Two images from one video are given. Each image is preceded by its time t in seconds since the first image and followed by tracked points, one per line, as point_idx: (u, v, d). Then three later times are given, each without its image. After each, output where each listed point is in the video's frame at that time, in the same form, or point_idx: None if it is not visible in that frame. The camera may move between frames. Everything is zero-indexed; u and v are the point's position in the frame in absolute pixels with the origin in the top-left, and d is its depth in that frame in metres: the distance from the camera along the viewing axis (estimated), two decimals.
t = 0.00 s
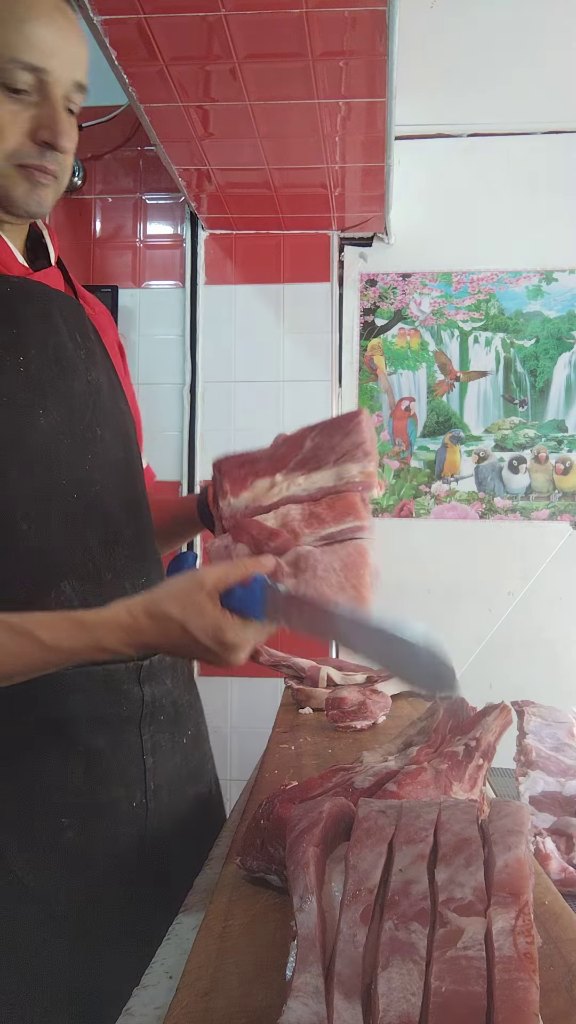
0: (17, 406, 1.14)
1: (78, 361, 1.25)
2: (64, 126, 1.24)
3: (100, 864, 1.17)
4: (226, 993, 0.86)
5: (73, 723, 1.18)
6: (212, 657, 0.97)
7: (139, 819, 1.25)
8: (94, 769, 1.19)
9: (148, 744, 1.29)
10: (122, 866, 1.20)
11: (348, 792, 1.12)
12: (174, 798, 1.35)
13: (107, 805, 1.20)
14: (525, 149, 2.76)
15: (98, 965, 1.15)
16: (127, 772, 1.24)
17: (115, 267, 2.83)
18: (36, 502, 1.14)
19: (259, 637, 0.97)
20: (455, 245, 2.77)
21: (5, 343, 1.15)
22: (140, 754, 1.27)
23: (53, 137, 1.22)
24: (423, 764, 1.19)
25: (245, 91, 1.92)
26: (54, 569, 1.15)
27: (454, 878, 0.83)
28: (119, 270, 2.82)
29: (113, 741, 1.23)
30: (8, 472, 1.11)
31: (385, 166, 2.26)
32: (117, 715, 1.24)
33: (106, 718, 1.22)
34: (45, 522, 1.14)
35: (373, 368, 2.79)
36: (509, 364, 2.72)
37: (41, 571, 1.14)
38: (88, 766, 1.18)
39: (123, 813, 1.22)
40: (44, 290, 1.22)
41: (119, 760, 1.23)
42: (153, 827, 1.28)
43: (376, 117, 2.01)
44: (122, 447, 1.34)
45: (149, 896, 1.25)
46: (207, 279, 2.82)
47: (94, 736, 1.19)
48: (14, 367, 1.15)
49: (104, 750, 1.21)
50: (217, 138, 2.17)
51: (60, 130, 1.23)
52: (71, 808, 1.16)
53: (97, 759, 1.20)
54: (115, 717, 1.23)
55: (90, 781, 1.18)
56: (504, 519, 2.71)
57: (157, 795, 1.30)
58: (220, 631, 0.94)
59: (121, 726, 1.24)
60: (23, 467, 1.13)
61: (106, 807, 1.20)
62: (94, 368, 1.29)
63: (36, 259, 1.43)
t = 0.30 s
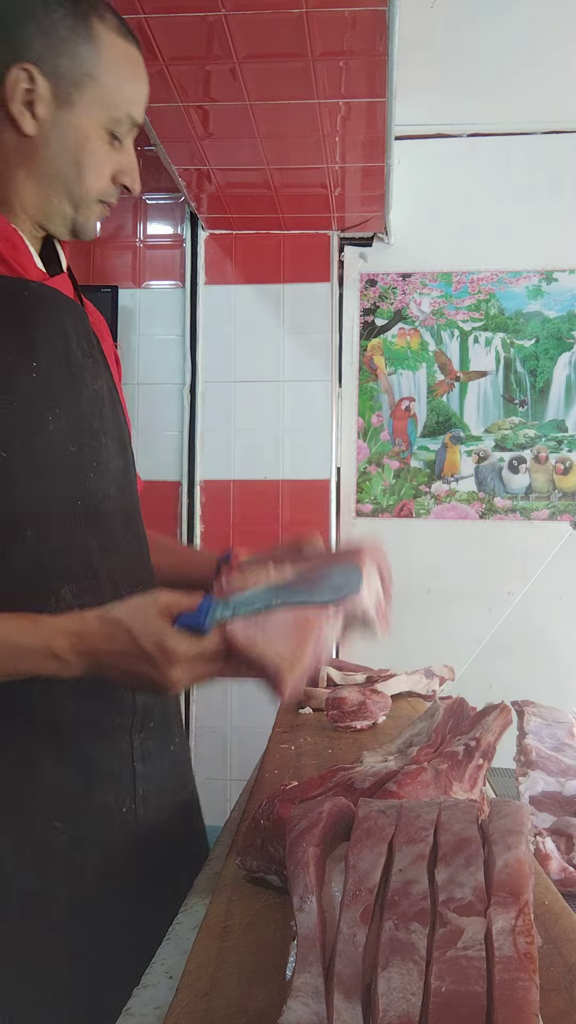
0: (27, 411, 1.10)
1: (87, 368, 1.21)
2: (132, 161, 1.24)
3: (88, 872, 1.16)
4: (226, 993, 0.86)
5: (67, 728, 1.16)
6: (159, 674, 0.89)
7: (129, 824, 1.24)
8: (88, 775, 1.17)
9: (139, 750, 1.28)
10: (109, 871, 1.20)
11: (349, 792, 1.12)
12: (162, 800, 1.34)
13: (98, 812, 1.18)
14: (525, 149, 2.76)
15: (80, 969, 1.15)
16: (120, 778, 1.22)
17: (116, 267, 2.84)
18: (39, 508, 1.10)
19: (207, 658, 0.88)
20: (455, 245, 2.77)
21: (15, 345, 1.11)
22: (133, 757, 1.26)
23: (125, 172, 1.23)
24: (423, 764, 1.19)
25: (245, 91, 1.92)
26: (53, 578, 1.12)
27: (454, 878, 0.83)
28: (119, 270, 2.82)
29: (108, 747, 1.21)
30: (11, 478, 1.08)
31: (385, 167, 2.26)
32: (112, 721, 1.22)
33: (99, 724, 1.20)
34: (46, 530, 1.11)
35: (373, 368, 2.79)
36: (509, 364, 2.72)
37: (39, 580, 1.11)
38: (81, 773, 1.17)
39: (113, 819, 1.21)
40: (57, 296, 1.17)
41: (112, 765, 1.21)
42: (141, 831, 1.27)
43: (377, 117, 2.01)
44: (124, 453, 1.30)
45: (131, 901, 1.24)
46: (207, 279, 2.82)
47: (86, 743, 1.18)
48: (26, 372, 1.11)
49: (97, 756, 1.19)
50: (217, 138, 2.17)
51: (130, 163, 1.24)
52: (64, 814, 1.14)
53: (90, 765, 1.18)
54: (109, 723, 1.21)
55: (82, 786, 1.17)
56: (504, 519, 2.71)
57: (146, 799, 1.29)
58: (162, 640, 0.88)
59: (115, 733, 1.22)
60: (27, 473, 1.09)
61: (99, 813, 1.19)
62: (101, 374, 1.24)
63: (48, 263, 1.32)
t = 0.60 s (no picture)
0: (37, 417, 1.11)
1: (100, 382, 1.21)
2: (161, 183, 1.42)
3: (38, 894, 1.10)
4: (226, 994, 0.86)
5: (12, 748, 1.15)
6: (148, 740, 1.11)
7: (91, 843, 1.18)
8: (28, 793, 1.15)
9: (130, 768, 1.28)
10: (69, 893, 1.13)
11: (349, 792, 1.12)
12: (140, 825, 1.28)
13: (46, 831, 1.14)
14: (524, 149, 2.76)
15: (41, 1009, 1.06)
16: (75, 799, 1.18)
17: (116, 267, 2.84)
18: (37, 511, 1.10)
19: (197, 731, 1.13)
20: (455, 245, 2.77)
21: (29, 351, 1.12)
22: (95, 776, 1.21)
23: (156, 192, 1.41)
24: (423, 764, 1.19)
25: (245, 91, 1.92)
26: (44, 584, 1.10)
27: (453, 878, 0.83)
28: (119, 270, 2.82)
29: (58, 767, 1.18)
30: (11, 478, 1.08)
31: (385, 167, 2.26)
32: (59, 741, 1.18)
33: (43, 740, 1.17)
34: (40, 539, 1.10)
35: (373, 368, 2.78)
36: (509, 364, 2.72)
37: (29, 585, 1.09)
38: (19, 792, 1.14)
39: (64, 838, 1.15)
40: (79, 310, 1.19)
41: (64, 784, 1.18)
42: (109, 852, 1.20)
43: (377, 117, 2.01)
44: (129, 468, 1.29)
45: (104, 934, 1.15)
46: (207, 279, 2.82)
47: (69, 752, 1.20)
48: (39, 380, 1.12)
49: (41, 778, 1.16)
50: (216, 138, 2.17)
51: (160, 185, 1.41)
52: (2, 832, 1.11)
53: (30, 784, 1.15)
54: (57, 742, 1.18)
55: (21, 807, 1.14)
56: (504, 519, 2.71)
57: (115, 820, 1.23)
58: (164, 708, 1.11)
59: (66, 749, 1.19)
60: (30, 477, 1.09)
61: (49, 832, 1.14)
62: (113, 386, 1.25)
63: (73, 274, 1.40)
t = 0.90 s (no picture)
0: (39, 421, 1.11)
1: (104, 387, 1.22)
2: (175, 186, 1.41)
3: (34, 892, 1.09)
4: (226, 994, 0.87)
5: (6, 756, 1.12)
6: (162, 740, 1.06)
7: (85, 851, 1.15)
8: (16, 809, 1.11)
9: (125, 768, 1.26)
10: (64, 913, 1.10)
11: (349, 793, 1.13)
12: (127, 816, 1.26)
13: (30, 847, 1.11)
14: (524, 149, 2.76)
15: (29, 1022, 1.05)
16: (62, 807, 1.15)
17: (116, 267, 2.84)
18: (34, 514, 1.09)
19: (210, 737, 1.09)
20: (455, 245, 2.77)
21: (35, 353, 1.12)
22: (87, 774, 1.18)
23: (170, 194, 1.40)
24: (423, 764, 1.19)
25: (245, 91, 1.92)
26: (37, 586, 1.10)
27: (453, 879, 0.83)
28: (119, 269, 2.82)
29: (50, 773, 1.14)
30: (9, 481, 1.08)
31: (385, 167, 2.26)
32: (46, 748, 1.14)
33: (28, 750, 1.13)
34: (37, 540, 1.10)
35: (373, 368, 2.78)
36: (509, 364, 2.72)
37: (22, 587, 1.09)
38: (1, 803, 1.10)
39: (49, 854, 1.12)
40: (87, 313, 1.18)
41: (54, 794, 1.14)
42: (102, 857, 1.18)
43: (377, 117, 2.01)
44: (128, 472, 1.29)
45: (96, 945, 1.13)
46: (207, 280, 2.82)
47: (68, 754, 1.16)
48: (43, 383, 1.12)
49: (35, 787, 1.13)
50: (216, 138, 2.16)
51: (174, 187, 1.40)
52: None
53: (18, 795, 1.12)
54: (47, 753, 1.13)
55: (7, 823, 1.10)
56: (504, 519, 2.71)
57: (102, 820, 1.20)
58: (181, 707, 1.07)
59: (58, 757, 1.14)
60: (29, 480, 1.09)
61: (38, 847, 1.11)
62: (117, 391, 1.25)
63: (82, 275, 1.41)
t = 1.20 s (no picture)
0: (36, 432, 1.09)
1: (94, 391, 1.19)
2: (170, 181, 1.30)
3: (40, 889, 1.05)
4: (226, 994, 0.87)
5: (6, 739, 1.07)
6: (179, 633, 0.91)
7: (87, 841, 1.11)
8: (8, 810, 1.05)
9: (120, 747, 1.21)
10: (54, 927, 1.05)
11: (349, 793, 1.13)
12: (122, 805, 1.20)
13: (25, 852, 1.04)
14: (524, 149, 2.76)
15: None
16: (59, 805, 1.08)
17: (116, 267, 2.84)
18: (33, 524, 1.08)
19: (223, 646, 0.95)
20: (455, 244, 2.77)
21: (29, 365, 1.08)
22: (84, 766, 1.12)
23: (163, 189, 1.28)
24: (423, 764, 1.19)
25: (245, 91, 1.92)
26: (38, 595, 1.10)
27: (453, 878, 0.84)
28: (119, 270, 2.83)
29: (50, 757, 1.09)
30: (10, 494, 1.06)
31: (386, 166, 2.26)
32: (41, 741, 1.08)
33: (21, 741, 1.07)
34: (35, 553, 1.09)
35: (373, 368, 2.78)
36: (509, 364, 2.72)
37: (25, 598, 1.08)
38: None
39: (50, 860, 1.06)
40: (78, 314, 1.15)
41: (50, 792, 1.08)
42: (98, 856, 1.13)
43: (376, 117, 2.01)
44: (116, 473, 1.27)
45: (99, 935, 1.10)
46: (206, 280, 2.82)
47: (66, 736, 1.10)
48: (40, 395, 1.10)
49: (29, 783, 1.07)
50: (216, 138, 2.16)
51: (167, 183, 1.28)
52: None
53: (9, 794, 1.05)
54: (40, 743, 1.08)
55: None
56: (504, 519, 2.71)
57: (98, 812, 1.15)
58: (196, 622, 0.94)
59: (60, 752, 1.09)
60: (28, 491, 1.08)
61: (33, 858, 1.05)
62: (105, 392, 1.22)
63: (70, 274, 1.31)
